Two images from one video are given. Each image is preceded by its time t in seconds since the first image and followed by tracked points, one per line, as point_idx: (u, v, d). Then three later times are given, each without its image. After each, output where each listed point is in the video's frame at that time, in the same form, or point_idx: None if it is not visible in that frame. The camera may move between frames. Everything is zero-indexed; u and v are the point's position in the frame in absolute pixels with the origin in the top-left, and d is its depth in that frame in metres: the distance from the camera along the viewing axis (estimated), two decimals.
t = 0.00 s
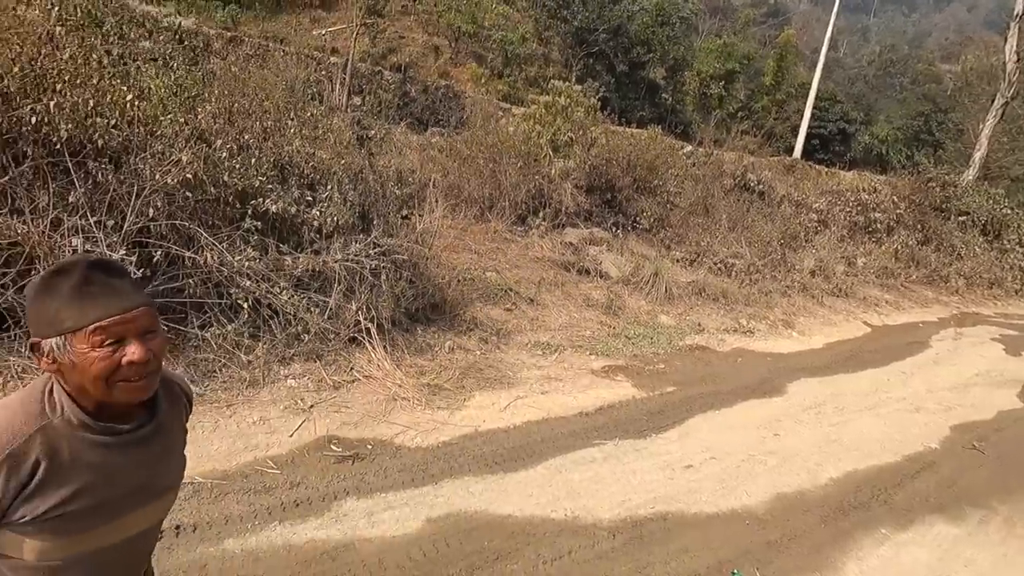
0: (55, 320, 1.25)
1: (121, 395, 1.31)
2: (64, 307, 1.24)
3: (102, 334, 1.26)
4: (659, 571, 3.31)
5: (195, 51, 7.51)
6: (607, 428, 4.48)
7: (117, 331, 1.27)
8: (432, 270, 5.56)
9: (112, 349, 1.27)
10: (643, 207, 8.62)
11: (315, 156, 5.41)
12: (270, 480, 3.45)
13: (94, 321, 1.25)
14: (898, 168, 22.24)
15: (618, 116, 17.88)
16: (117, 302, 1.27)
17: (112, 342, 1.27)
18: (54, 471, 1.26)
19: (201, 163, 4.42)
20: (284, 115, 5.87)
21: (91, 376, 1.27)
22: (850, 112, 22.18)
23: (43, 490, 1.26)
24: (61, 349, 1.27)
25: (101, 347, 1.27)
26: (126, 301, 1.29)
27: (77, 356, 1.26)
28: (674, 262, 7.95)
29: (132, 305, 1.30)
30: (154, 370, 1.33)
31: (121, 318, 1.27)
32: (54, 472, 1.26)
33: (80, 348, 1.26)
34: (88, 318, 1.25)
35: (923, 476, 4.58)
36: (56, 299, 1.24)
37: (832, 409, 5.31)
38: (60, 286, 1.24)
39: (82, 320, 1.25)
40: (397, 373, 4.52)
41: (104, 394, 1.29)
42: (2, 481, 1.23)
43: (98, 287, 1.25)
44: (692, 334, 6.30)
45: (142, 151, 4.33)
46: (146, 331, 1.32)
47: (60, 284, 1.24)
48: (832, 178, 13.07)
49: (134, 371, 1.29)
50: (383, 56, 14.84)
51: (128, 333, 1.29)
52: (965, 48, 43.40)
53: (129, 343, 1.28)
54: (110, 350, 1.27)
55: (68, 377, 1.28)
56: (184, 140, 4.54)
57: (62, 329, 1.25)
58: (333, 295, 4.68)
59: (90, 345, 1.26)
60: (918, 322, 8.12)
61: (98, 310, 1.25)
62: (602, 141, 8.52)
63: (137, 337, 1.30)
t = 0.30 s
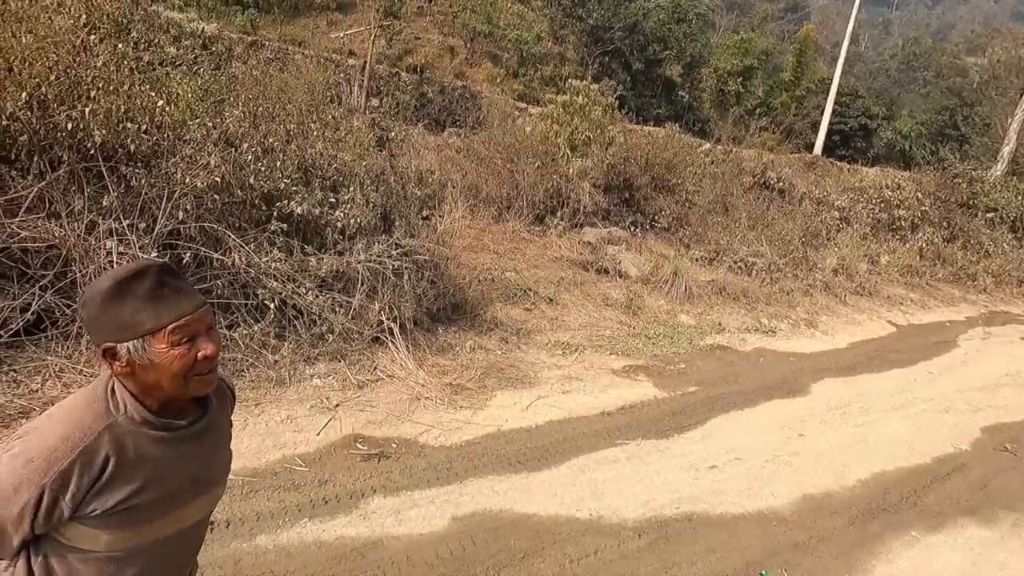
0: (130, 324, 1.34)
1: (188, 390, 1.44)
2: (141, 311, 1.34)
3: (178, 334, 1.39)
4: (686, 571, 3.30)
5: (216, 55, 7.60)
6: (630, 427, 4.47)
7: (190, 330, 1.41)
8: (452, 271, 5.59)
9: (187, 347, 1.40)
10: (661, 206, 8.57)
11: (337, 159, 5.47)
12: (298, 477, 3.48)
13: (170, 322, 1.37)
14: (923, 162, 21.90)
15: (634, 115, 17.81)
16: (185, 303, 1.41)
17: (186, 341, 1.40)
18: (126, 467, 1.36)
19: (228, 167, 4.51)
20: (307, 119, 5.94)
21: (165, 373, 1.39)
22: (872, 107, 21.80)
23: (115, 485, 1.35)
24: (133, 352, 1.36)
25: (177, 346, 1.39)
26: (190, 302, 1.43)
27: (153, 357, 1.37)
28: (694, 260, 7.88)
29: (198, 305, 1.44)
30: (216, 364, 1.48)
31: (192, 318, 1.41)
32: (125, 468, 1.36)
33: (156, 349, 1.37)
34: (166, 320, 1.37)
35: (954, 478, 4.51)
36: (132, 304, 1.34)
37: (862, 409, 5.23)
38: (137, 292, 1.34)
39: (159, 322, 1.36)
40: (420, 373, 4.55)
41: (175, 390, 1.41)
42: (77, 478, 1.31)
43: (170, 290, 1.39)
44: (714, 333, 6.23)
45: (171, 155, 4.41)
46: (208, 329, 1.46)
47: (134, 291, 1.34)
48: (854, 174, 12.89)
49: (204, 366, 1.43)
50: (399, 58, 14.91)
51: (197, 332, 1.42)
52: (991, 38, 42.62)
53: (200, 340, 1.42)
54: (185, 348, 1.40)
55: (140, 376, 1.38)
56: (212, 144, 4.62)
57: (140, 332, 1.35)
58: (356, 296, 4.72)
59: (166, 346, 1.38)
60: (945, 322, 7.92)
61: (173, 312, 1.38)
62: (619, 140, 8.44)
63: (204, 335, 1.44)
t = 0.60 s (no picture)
0: (154, 326, 1.37)
1: (210, 389, 1.47)
2: (164, 313, 1.37)
3: (201, 334, 1.42)
4: None
5: (238, 61, 7.70)
6: (650, 429, 4.45)
7: (212, 330, 1.44)
8: (470, 271, 5.60)
9: (210, 347, 1.44)
10: (681, 205, 8.51)
11: (357, 161, 5.51)
12: (320, 477, 3.52)
13: (193, 323, 1.40)
14: (953, 157, 21.42)
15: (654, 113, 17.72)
16: (206, 304, 1.44)
17: (209, 341, 1.43)
18: (150, 467, 1.39)
19: (250, 170, 4.57)
20: (327, 121, 5.99)
21: (189, 372, 1.42)
22: (900, 101, 21.35)
23: (139, 485, 1.38)
24: (158, 354, 1.39)
25: (201, 346, 1.42)
26: (212, 302, 1.46)
27: (178, 358, 1.40)
28: (716, 259, 7.80)
29: (218, 305, 1.47)
30: (237, 362, 1.51)
31: (213, 319, 1.44)
32: (149, 468, 1.38)
33: (180, 349, 1.40)
34: (189, 321, 1.40)
35: (987, 483, 4.41)
36: (156, 306, 1.37)
37: (889, 411, 5.14)
38: (160, 294, 1.37)
39: (182, 323, 1.39)
40: (439, 373, 4.56)
41: (197, 389, 1.45)
42: (104, 479, 1.34)
43: (192, 291, 1.42)
44: (736, 333, 6.16)
45: (195, 159, 4.48)
46: (228, 328, 1.50)
47: (158, 293, 1.37)
48: (882, 169, 12.67)
49: (226, 365, 1.47)
50: (418, 60, 14.98)
51: (218, 332, 1.46)
52: None
53: (222, 339, 1.46)
54: (208, 348, 1.43)
55: (165, 377, 1.41)
56: (234, 148, 4.69)
57: (164, 333, 1.38)
58: (376, 296, 4.76)
59: (190, 346, 1.41)
60: (978, 321, 7.72)
61: (195, 313, 1.41)
62: (639, 138, 8.39)
63: (225, 334, 1.48)
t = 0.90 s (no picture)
0: (182, 336, 1.39)
1: (243, 390, 1.49)
2: (189, 322, 1.39)
3: (227, 339, 1.44)
4: None
5: (260, 66, 7.82)
6: (671, 429, 4.43)
7: (238, 334, 1.46)
8: (489, 272, 5.62)
9: (239, 350, 1.46)
10: (702, 203, 8.45)
11: (377, 163, 5.55)
12: (343, 475, 3.55)
13: (218, 329, 1.42)
14: (984, 151, 20.95)
15: (673, 111, 17.62)
16: (229, 308, 1.45)
17: (236, 344, 1.45)
18: (189, 466, 1.42)
19: (274, 175, 4.64)
20: (348, 125, 6.05)
21: (220, 376, 1.44)
22: (928, 94, 20.92)
23: (179, 484, 1.42)
24: (189, 362, 1.41)
25: (229, 351, 1.44)
26: (234, 306, 1.47)
27: (209, 364, 1.42)
28: (738, 258, 7.72)
29: (241, 308, 1.48)
30: (265, 362, 1.53)
31: (237, 322, 1.46)
32: (189, 467, 1.42)
33: (210, 356, 1.42)
34: (215, 327, 1.42)
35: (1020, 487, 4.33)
36: (181, 316, 1.39)
37: (916, 412, 5.06)
38: (184, 304, 1.39)
39: (209, 330, 1.41)
40: (459, 373, 4.58)
41: (230, 391, 1.47)
42: (146, 479, 1.38)
43: (213, 297, 1.43)
44: (759, 333, 6.10)
45: (220, 164, 4.55)
46: (253, 329, 1.51)
47: (182, 303, 1.39)
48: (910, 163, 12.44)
49: (255, 366, 1.49)
50: (436, 62, 15.06)
51: (244, 334, 1.48)
52: None
53: (248, 342, 1.48)
54: (236, 352, 1.45)
55: (197, 383, 1.44)
56: (258, 153, 4.75)
57: (192, 342, 1.40)
58: (396, 297, 4.79)
59: (219, 352, 1.43)
60: (1011, 320, 7.53)
61: (219, 319, 1.43)
62: (659, 136, 8.35)
63: (251, 335, 1.50)
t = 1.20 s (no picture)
0: (198, 356, 1.40)
1: (265, 394, 1.53)
2: (203, 343, 1.40)
3: (243, 353, 1.45)
4: None
5: (279, 71, 7.91)
6: (690, 430, 4.40)
7: (253, 346, 1.47)
8: (506, 273, 5.63)
9: (256, 360, 1.47)
10: (720, 201, 8.38)
11: (394, 166, 5.59)
12: (362, 474, 3.58)
13: (234, 345, 1.43)
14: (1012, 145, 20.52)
15: (691, 108, 17.53)
16: (241, 321, 1.46)
17: (253, 356, 1.47)
18: (222, 467, 1.48)
19: (294, 178, 4.68)
20: (365, 128, 6.09)
21: (240, 387, 1.47)
22: (954, 87, 20.54)
23: (215, 483, 1.49)
24: (209, 378, 1.43)
25: (246, 364, 1.46)
26: (246, 317, 1.48)
27: (226, 378, 1.44)
28: (757, 257, 7.65)
29: (253, 319, 1.49)
30: (284, 367, 1.55)
31: (252, 334, 1.47)
32: (222, 467, 1.48)
33: (227, 371, 1.44)
34: (228, 345, 1.42)
35: None
36: (194, 338, 1.39)
37: (940, 413, 4.98)
38: (197, 324, 1.39)
39: (223, 348, 1.42)
40: (476, 374, 4.59)
41: (251, 396, 1.51)
42: (183, 481, 1.44)
43: (222, 314, 1.43)
44: (778, 332, 6.04)
45: (242, 169, 4.62)
46: (269, 336, 1.52)
47: (194, 324, 1.39)
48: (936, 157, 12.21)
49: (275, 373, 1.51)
50: (453, 63, 15.12)
51: (260, 344, 1.49)
52: None
53: (264, 351, 1.49)
54: (254, 363, 1.47)
55: (220, 395, 1.47)
56: (278, 157, 4.80)
57: (207, 362, 1.41)
58: (414, 299, 4.82)
59: (236, 366, 1.44)
60: None
61: (233, 335, 1.43)
62: (676, 135, 8.30)
63: (267, 343, 1.51)
